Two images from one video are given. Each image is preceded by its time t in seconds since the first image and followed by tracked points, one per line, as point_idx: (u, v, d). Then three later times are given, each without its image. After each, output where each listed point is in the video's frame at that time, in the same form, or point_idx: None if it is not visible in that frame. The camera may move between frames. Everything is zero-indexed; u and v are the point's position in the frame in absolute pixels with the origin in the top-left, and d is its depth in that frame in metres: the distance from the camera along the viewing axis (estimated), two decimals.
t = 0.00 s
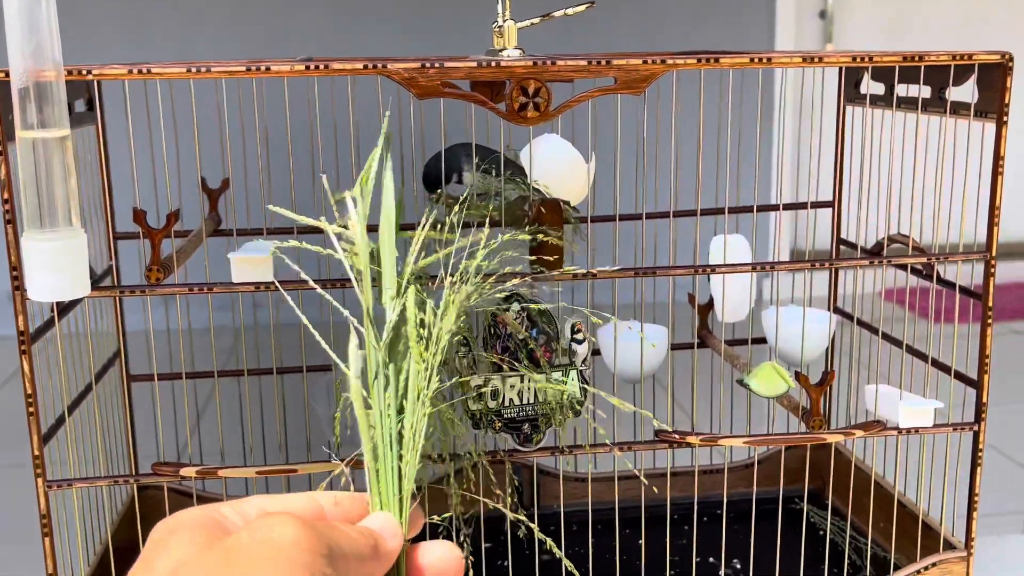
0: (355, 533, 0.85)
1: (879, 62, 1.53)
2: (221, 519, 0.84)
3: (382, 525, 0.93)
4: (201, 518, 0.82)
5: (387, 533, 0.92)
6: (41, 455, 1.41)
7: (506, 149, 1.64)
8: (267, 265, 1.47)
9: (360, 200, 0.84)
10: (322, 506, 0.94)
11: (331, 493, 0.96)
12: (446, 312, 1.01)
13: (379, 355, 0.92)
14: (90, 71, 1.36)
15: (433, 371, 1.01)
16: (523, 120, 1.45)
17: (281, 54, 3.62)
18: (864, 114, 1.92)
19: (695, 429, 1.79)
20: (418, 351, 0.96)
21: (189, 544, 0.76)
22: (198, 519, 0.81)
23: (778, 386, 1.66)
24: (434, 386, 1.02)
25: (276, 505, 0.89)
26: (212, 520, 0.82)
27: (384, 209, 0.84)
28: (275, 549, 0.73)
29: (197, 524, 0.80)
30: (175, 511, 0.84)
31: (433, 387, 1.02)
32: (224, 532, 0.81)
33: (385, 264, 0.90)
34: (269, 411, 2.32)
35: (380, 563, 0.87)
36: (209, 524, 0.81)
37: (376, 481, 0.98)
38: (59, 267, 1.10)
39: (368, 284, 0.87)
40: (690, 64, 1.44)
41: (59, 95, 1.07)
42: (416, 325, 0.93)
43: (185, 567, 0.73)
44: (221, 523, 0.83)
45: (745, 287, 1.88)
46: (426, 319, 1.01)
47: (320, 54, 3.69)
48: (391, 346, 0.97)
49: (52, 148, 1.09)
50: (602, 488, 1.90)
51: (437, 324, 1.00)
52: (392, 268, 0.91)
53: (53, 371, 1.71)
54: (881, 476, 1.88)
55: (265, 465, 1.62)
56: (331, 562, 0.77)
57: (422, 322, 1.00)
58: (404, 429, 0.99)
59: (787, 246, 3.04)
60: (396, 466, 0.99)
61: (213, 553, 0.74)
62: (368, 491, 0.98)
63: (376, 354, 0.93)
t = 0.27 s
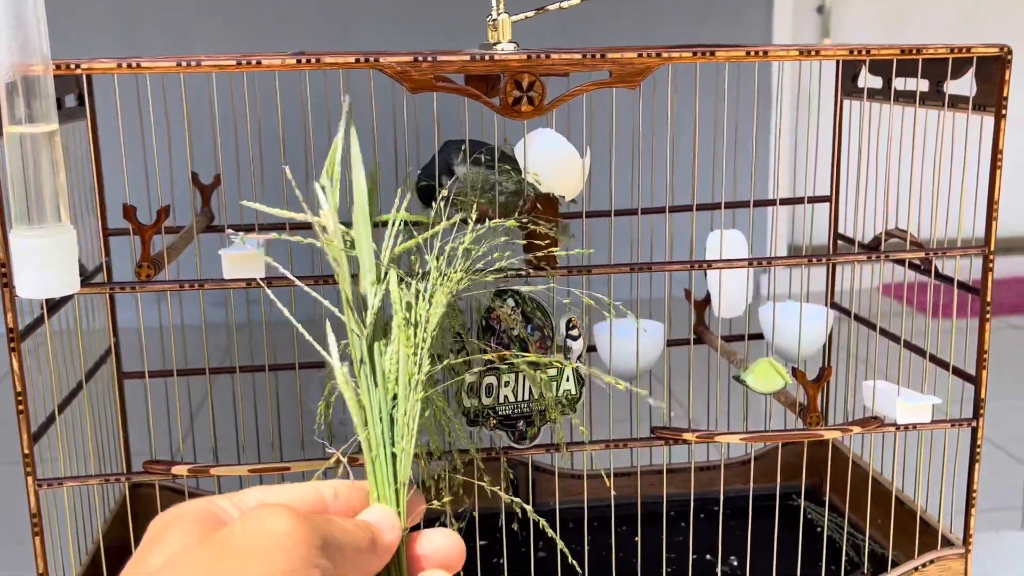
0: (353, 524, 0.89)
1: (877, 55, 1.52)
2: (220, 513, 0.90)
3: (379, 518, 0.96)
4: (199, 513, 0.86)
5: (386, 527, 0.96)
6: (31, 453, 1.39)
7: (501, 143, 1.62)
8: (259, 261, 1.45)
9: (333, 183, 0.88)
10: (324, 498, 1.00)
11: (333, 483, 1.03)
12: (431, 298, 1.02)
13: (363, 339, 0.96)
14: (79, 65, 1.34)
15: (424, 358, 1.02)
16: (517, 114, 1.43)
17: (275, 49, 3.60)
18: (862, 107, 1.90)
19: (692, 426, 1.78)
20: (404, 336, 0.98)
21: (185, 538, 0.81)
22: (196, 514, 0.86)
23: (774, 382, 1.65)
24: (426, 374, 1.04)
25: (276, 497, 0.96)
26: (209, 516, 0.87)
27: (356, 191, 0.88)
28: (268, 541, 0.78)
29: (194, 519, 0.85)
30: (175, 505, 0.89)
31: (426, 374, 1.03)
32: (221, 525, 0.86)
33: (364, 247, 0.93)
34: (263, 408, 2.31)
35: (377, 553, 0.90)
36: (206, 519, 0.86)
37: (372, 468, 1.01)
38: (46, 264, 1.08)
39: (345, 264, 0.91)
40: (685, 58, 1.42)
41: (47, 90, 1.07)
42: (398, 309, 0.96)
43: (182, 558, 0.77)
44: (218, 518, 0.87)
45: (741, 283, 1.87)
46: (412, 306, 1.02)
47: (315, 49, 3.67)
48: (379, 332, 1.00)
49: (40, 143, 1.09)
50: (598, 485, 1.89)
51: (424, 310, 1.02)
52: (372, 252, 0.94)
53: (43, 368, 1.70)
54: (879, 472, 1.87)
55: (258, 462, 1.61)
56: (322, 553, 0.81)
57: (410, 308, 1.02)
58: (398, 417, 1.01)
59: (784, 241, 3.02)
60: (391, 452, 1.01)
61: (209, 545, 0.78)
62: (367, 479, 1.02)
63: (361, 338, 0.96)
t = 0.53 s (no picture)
0: (359, 536, 0.91)
1: (875, 51, 1.52)
2: (215, 518, 0.89)
3: (389, 508, 0.98)
4: (196, 517, 0.86)
5: (397, 519, 0.98)
6: (28, 451, 1.39)
7: (498, 139, 1.62)
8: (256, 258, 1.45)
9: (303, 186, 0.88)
10: (317, 498, 1.03)
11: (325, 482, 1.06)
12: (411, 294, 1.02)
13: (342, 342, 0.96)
14: (75, 62, 1.34)
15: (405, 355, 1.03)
16: (515, 110, 1.43)
17: (273, 46, 3.59)
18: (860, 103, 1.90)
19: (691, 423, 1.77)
20: (383, 334, 0.99)
21: (184, 540, 0.81)
22: (193, 518, 0.86)
23: (773, 378, 1.64)
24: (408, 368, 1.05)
25: (271, 502, 0.97)
26: (206, 521, 0.87)
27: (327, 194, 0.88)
28: (273, 559, 0.79)
29: (192, 522, 0.85)
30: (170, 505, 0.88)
31: (407, 368, 1.04)
32: (218, 532, 0.86)
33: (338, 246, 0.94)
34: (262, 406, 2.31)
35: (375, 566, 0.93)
36: (203, 524, 0.86)
37: (356, 460, 1.04)
38: (45, 263, 1.08)
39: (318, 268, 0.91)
40: (684, 54, 1.42)
41: (43, 86, 1.07)
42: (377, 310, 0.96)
43: (184, 565, 0.77)
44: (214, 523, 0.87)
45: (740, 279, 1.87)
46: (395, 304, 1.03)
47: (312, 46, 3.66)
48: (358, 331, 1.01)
49: (37, 140, 1.08)
50: (597, 482, 1.89)
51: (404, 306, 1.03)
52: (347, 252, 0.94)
53: (41, 366, 1.69)
54: (878, 468, 1.87)
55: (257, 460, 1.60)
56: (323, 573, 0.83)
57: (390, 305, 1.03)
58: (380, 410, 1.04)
59: (783, 237, 3.02)
60: (374, 445, 1.05)
61: (211, 556, 0.79)
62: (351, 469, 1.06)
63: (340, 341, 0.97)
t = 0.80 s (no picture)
0: (356, 532, 0.92)
1: (871, 52, 1.52)
2: (216, 512, 0.92)
3: (386, 511, 0.99)
4: (197, 511, 0.89)
5: (392, 522, 0.99)
6: (28, 452, 1.39)
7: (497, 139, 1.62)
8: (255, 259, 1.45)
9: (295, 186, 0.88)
10: (316, 496, 1.06)
11: (323, 482, 1.09)
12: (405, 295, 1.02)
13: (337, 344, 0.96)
14: (74, 63, 1.34)
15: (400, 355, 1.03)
16: (512, 111, 1.43)
17: (270, 46, 3.60)
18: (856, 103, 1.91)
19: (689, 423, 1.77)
20: (379, 337, 0.98)
21: (183, 535, 0.84)
22: (195, 512, 0.89)
23: (770, 377, 1.65)
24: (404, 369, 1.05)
25: (271, 497, 1.00)
26: (207, 515, 0.90)
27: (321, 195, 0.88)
28: (269, 552, 0.81)
29: (192, 516, 0.88)
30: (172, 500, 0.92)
31: (404, 368, 1.04)
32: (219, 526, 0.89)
33: (331, 247, 0.94)
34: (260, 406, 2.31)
35: (373, 561, 0.93)
36: (203, 518, 0.89)
37: (350, 462, 1.04)
38: (45, 264, 1.08)
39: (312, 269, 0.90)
40: (680, 55, 1.43)
41: (42, 89, 1.07)
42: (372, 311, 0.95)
43: (183, 558, 0.80)
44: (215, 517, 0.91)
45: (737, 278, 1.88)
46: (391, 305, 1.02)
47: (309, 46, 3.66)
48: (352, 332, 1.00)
49: (36, 141, 1.08)
50: (595, 482, 1.89)
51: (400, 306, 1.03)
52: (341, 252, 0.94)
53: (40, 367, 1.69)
54: (875, 467, 1.88)
55: (256, 460, 1.61)
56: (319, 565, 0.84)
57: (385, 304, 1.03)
58: (375, 410, 1.04)
59: (780, 236, 3.03)
60: (368, 445, 1.05)
61: (209, 550, 0.81)
62: (345, 471, 1.06)
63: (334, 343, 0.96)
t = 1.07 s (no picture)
0: (365, 526, 0.93)
1: (871, 49, 1.53)
2: (230, 504, 0.93)
3: (392, 510, 1.00)
4: (213, 504, 0.91)
5: (398, 520, 1.00)
6: (33, 448, 1.40)
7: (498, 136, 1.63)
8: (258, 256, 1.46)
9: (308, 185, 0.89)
10: (327, 492, 1.07)
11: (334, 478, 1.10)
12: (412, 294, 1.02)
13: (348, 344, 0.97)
14: (79, 61, 1.35)
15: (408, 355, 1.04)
16: (514, 109, 1.44)
17: (271, 45, 3.60)
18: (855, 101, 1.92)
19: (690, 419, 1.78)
20: (391, 336, 0.99)
21: (197, 529, 0.85)
22: (210, 504, 0.90)
23: (771, 373, 1.65)
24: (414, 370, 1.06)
25: (285, 491, 1.02)
26: (222, 507, 0.91)
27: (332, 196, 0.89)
28: (286, 544, 0.83)
29: (208, 508, 0.89)
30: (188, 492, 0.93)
31: (413, 365, 1.05)
32: (233, 518, 0.90)
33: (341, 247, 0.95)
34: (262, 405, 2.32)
35: (382, 555, 0.95)
36: (218, 510, 0.90)
37: (361, 463, 1.05)
38: (51, 261, 1.09)
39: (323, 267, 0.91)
40: (682, 52, 1.44)
41: (47, 86, 1.08)
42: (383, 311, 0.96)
43: (201, 549, 0.82)
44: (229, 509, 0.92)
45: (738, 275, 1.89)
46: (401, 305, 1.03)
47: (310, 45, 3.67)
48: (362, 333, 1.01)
49: (42, 138, 1.10)
50: (597, 478, 1.90)
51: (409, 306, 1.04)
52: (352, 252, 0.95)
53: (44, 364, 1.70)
54: (875, 464, 1.88)
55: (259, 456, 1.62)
56: (333, 558, 0.86)
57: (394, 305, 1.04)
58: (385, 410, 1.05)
59: (780, 235, 3.04)
60: (378, 444, 1.06)
61: (228, 541, 0.83)
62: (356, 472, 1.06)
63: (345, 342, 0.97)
